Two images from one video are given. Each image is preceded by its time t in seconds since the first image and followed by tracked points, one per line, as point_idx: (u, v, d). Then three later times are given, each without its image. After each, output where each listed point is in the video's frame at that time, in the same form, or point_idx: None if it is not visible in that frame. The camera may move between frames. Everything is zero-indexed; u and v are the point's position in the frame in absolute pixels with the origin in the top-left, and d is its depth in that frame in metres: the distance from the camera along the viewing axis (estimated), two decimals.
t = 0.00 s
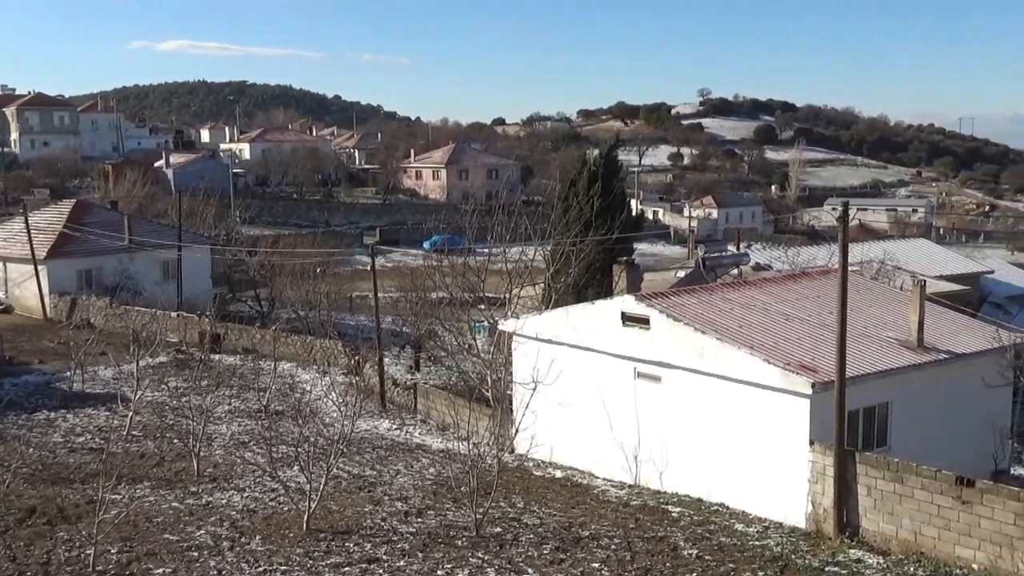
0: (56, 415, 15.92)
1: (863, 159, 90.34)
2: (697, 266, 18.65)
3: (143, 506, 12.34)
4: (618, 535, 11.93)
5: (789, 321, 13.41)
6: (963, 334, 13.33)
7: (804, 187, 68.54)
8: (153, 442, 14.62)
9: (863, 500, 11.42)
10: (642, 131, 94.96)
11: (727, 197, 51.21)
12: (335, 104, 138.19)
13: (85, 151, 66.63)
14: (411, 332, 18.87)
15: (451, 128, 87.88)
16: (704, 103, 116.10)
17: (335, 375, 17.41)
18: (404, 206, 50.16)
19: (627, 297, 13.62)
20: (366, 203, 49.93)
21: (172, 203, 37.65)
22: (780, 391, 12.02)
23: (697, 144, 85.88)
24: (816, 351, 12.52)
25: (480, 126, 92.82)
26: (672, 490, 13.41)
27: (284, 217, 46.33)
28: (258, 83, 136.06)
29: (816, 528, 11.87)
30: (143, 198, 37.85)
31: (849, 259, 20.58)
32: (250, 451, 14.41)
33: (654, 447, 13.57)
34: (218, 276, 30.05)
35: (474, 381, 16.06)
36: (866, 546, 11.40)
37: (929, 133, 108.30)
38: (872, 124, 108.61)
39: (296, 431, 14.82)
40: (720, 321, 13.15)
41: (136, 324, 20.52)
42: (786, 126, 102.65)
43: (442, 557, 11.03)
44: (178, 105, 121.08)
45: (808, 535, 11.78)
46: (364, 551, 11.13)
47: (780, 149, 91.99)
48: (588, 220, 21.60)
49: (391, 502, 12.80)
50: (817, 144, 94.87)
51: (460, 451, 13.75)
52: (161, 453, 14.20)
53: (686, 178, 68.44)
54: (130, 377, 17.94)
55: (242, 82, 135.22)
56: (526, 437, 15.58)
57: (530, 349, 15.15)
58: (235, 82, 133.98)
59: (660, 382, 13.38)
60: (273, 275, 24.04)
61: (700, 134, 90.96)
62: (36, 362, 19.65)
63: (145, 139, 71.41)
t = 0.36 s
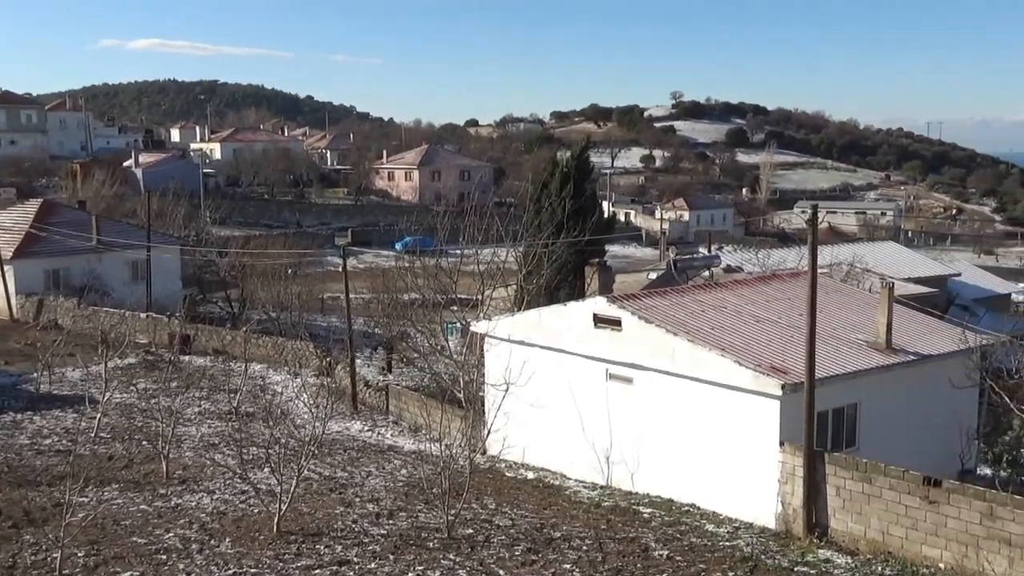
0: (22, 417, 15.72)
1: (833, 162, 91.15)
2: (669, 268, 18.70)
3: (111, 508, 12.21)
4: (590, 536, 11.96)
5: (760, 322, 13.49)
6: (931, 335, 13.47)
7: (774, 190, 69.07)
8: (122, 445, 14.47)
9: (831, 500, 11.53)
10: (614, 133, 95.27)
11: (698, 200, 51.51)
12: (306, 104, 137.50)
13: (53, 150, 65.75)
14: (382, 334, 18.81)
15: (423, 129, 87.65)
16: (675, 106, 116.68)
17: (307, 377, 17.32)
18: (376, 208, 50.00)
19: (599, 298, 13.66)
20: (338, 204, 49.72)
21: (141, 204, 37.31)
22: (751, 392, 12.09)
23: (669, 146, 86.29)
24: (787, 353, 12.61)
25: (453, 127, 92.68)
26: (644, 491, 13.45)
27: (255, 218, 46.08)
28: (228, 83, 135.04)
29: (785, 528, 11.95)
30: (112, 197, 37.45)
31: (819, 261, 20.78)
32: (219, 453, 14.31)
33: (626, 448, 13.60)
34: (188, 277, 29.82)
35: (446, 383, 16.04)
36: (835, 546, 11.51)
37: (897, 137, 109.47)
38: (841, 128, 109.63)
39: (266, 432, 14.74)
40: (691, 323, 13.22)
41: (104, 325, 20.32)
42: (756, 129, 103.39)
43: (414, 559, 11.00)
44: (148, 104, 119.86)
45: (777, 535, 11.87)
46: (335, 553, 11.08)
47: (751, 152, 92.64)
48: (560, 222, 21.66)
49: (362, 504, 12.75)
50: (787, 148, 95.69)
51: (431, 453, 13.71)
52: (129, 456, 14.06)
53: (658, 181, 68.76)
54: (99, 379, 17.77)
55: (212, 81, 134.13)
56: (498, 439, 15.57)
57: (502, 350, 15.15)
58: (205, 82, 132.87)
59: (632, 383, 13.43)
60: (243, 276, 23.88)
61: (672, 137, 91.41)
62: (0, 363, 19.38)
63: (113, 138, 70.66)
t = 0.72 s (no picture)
0: None
1: (803, 165, 91.87)
2: (639, 269, 18.75)
3: (77, 511, 12.08)
4: (559, 537, 11.97)
5: (729, 324, 13.56)
6: (897, 337, 13.58)
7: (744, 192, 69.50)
8: (87, 447, 14.33)
9: (799, 500, 11.61)
10: (586, 135, 95.41)
11: (669, 201, 51.68)
12: (276, 104, 136.69)
13: (20, 150, 64.88)
14: (352, 335, 18.75)
15: (395, 130, 87.35)
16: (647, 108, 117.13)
17: (275, 378, 17.22)
18: (346, 209, 49.77)
19: (569, 299, 13.68)
20: (309, 205, 49.44)
21: (108, 203, 36.95)
22: (720, 394, 12.15)
23: (641, 148, 86.59)
24: (755, 354, 12.68)
25: (425, 128, 92.51)
26: (613, 492, 13.48)
27: (224, 218, 45.87)
28: (198, 83, 133.97)
29: (754, 529, 12.02)
30: (79, 197, 37.09)
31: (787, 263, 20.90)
32: (187, 455, 14.21)
33: (595, 449, 13.63)
34: (156, 278, 29.58)
35: (416, 384, 16.02)
36: (803, 546, 11.59)
37: (865, 140, 110.57)
38: (810, 131, 110.56)
39: (235, 434, 14.65)
40: (661, 324, 13.27)
41: (70, 326, 20.09)
42: (727, 132, 103.97)
43: (383, 561, 10.96)
44: (116, 104, 118.55)
45: (746, 535, 11.94)
46: (304, 555, 11.03)
47: (722, 154, 93.13)
48: (530, 223, 21.68)
49: (331, 506, 12.70)
50: (757, 151, 96.35)
51: (401, 454, 13.67)
52: (95, 458, 13.92)
53: (629, 182, 68.98)
54: (64, 381, 17.58)
55: (181, 81, 132.91)
56: (468, 440, 15.55)
57: (473, 351, 15.13)
58: (173, 82, 131.65)
59: (602, 385, 13.46)
60: (211, 276, 23.70)
61: (643, 139, 91.72)
62: None
63: (80, 138, 69.89)
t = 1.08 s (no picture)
0: None
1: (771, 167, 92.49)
2: (608, 271, 18.80)
3: (42, 515, 11.94)
4: (529, 539, 11.97)
5: (698, 325, 13.63)
6: (864, 338, 13.70)
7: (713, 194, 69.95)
8: (53, 450, 14.19)
9: (767, 501, 11.68)
10: (556, 137, 95.52)
11: (639, 203, 51.83)
12: (245, 104, 135.93)
13: None
14: (321, 336, 18.70)
15: (365, 131, 87.03)
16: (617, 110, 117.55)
17: (244, 379, 17.13)
18: (316, 210, 49.59)
19: (539, 301, 13.69)
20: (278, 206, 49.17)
21: (74, 204, 36.62)
22: (690, 395, 12.20)
23: (611, 150, 86.89)
24: (724, 355, 12.75)
25: (397, 130, 92.25)
26: (583, 493, 13.50)
27: (192, 219, 45.61)
28: (165, 83, 132.90)
29: (722, 529, 12.08)
30: (44, 197, 36.70)
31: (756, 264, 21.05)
32: (154, 458, 14.10)
33: (565, 450, 13.65)
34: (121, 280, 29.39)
35: (385, 386, 15.99)
36: (771, 546, 11.66)
37: (833, 143, 111.50)
38: (779, 134, 111.33)
39: (202, 436, 14.55)
40: (631, 325, 13.30)
41: (35, 327, 19.89)
42: (696, 134, 104.47)
43: (353, 563, 10.90)
44: (81, 104, 117.26)
45: (715, 536, 11.99)
46: (273, 558, 10.97)
47: (692, 156, 93.64)
48: (500, 225, 21.74)
49: (300, 508, 12.63)
50: (726, 153, 97.02)
51: (371, 456, 13.62)
52: (60, 461, 13.78)
53: (599, 184, 69.13)
54: (28, 383, 17.42)
55: (148, 80, 131.76)
56: (438, 442, 15.52)
57: (443, 353, 15.10)
58: (140, 82, 130.47)
59: (571, 386, 13.47)
60: (179, 277, 23.57)
61: (613, 141, 91.98)
62: None
63: (46, 138, 69.10)
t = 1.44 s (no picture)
0: None
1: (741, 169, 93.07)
2: (580, 273, 18.83)
3: (7, 521, 11.80)
4: (500, 541, 11.96)
5: (669, 327, 13.68)
6: (833, 340, 13.79)
7: (683, 196, 70.27)
8: (18, 454, 14.03)
9: (738, 502, 11.74)
10: (526, 139, 95.60)
11: (609, 205, 51.90)
12: (214, 105, 135.06)
13: None
14: (291, 339, 18.63)
15: (336, 133, 86.68)
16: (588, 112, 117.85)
17: (213, 382, 17.03)
18: (285, 212, 49.39)
19: (510, 303, 13.68)
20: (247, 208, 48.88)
21: (40, 206, 36.29)
22: (660, 397, 12.24)
23: (581, 153, 87.09)
24: (694, 357, 12.81)
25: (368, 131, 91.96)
26: (554, 495, 13.52)
27: (160, 221, 45.27)
28: (132, 83, 131.74)
29: (693, 530, 12.12)
30: (10, 199, 36.29)
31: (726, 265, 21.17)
32: (122, 462, 13.98)
33: (536, 452, 13.66)
34: (88, 283, 29.18)
35: (356, 389, 15.94)
36: (741, 546, 11.73)
37: (802, 146, 112.29)
38: (748, 136, 111.99)
39: (171, 440, 14.45)
40: (602, 327, 13.33)
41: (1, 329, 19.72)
42: (667, 136, 104.88)
43: (323, 567, 10.85)
44: (47, 104, 115.95)
45: (685, 537, 12.04)
46: (242, 562, 10.89)
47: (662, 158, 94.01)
48: (471, 227, 21.75)
49: (270, 512, 12.56)
50: (696, 155, 97.54)
51: (342, 459, 13.56)
52: (27, 466, 13.63)
53: (570, 186, 69.24)
54: None
55: (115, 81, 130.57)
56: (409, 445, 15.49)
57: (414, 355, 15.07)
58: (108, 82, 129.25)
59: (543, 389, 13.48)
60: (147, 279, 23.42)
61: (584, 143, 92.12)
62: None
63: (11, 139, 68.33)
